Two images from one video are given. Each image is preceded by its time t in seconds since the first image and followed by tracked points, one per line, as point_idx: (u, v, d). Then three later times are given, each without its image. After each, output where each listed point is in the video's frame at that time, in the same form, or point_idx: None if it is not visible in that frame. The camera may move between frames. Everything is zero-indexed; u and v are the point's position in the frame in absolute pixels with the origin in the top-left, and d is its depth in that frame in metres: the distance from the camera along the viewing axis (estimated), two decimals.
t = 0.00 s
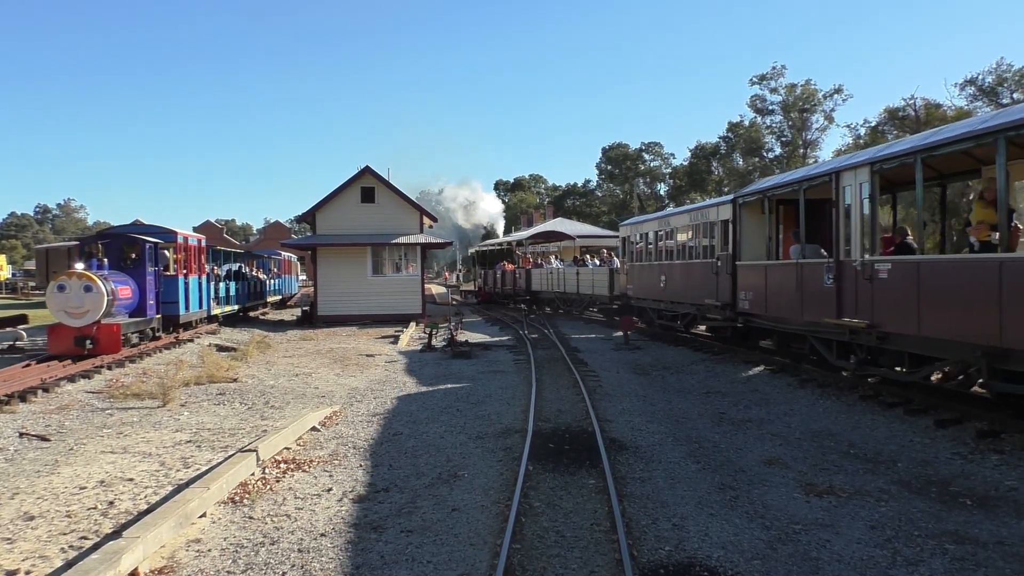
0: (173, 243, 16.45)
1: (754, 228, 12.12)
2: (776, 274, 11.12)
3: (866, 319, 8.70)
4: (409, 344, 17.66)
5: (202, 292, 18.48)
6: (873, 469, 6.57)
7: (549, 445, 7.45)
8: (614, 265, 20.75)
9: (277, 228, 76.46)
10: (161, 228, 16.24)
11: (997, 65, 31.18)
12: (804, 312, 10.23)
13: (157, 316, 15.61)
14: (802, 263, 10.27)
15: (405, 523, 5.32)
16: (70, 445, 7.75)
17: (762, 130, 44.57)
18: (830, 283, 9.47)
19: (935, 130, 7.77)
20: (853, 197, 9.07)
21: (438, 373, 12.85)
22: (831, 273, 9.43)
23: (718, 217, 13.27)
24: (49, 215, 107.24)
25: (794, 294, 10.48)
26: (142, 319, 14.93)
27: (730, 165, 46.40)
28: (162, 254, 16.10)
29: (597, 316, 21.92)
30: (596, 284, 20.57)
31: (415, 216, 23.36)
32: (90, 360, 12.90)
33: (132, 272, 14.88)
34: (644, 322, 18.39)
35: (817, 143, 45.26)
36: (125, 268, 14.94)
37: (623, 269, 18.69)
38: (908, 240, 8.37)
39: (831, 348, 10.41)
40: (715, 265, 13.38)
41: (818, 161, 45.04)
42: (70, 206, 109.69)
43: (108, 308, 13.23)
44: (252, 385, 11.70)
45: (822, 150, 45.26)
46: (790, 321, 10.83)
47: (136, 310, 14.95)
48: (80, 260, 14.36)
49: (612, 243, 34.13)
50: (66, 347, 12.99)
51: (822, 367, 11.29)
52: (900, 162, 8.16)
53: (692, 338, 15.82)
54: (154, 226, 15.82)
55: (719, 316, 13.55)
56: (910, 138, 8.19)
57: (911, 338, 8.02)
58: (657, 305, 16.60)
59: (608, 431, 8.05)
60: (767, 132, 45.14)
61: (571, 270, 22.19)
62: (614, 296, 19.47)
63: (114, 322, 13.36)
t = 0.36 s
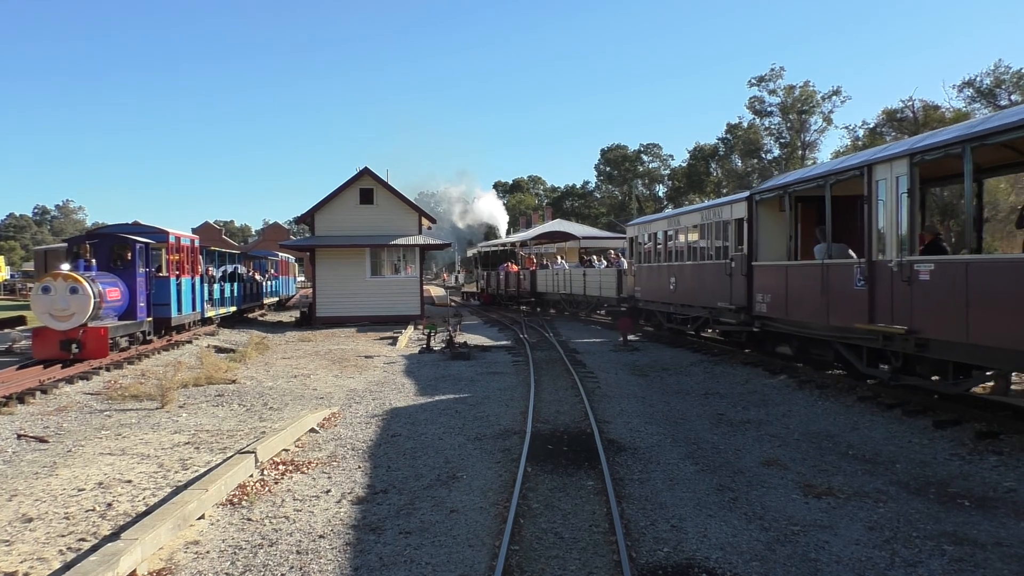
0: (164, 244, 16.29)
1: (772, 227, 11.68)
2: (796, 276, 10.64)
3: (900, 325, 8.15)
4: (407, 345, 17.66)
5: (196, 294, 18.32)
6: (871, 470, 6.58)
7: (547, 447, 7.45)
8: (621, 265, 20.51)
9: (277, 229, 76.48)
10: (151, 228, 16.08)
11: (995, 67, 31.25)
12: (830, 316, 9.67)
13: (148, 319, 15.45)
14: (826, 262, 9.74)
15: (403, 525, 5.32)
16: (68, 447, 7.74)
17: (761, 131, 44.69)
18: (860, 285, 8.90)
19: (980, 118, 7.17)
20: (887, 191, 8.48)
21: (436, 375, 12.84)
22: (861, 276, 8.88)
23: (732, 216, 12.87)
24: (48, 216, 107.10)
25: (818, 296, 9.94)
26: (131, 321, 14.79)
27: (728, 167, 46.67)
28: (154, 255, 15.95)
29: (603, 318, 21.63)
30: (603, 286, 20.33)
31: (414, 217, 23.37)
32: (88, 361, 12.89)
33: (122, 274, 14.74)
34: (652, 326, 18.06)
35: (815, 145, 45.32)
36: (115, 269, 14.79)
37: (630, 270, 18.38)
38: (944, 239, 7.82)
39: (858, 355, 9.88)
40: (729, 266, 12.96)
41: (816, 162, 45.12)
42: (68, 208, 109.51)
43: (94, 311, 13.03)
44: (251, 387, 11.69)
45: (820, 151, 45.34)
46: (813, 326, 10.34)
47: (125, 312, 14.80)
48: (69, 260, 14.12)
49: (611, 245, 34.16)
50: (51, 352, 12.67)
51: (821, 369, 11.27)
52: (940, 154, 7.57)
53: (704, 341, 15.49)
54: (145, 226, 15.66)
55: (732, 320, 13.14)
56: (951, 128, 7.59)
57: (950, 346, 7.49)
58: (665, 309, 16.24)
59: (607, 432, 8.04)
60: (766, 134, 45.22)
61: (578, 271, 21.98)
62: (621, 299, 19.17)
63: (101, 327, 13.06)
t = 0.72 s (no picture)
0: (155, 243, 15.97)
1: (792, 226, 11.14)
2: (821, 279, 10.06)
3: (945, 332, 7.52)
4: (406, 347, 17.65)
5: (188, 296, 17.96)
6: (870, 473, 6.58)
7: (547, 448, 7.45)
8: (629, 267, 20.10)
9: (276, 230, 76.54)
10: (141, 227, 15.74)
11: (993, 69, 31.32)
12: (861, 321, 9.06)
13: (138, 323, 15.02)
14: (857, 264, 9.13)
15: (402, 526, 5.32)
16: (66, 448, 7.71)
17: (759, 134, 44.84)
18: (897, 288, 8.29)
19: None
20: (928, 185, 7.83)
21: (435, 376, 12.83)
22: (898, 278, 8.25)
23: (747, 215, 12.35)
24: (47, 216, 107.15)
25: (847, 300, 9.34)
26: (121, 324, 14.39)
27: (727, 169, 46.74)
28: (145, 256, 15.65)
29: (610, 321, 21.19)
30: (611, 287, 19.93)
31: (413, 219, 23.36)
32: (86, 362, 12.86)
33: (110, 274, 14.40)
34: (663, 329, 17.59)
35: (814, 147, 45.36)
36: (104, 270, 14.46)
37: (639, 272, 17.95)
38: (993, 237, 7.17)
39: (891, 363, 9.28)
40: (744, 268, 12.45)
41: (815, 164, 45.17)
42: (66, 209, 109.09)
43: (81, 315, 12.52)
44: (249, 388, 11.66)
45: (819, 154, 45.37)
46: (840, 331, 9.74)
47: (114, 314, 14.42)
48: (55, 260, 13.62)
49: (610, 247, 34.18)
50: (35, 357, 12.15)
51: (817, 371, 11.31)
52: (992, 144, 6.92)
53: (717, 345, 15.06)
54: (137, 226, 15.37)
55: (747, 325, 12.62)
56: (1004, 115, 6.94)
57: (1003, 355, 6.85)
58: (676, 311, 15.77)
59: (605, 434, 8.04)
60: (764, 136, 45.28)
61: (586, 273, 21.65)
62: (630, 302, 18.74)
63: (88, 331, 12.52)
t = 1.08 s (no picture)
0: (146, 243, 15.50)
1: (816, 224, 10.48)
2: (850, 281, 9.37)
3: (1000, 340, 6.82)
4: (404, 349, 17.65)
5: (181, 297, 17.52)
6: (868, 475, 6.59)
7: (545, 450, 7.46)
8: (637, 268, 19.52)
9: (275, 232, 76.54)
10: (130, 226, 15.25)
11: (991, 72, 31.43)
12: (898, 326, 8.37)
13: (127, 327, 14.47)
14: (894, 264, 8.43)
15: (401, 527, 5.32)
16: (64, 449, 7.71)
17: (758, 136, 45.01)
18: (942, 291, 7.60)
19: None
20: (981, 178, 7.17)
21: (433, 378, 12.83)
22: (944, 281, 7.58)
23: (765, 213, 11.71)
24: (46, 216, 107.15)
25: (881, 304, 8.66)
26: (108, 327, 13.82)
27: (726, 171, 46.78)
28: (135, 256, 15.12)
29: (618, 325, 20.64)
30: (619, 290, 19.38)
31: (411, 221, 23.36)
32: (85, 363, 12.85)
33: (98, 276, 13.85)
34: (674, 332, 16.97)
35: (812, 149, 45.44)
36: (92, 272, 13.91)
37: (648, 273, 17.40)
38: None
39: (929, 371, 8.62)
40: (762, 269, 11.82)
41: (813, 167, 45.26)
42: (64, 210, 108.95)
43: (67, 317, 12.03)
44: (247, 389, 11.64)
45: (817, 156, 45.47)
46: (874, 338, 9.04)
47: (102, 317, 13.86)
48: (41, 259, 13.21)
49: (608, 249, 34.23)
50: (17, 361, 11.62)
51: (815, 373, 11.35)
52: None
53: (730, 350, 14.54)
54: (126, 225, 14.93)
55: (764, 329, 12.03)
56: None
57: None
58: (688, 315, 15.20)
59: (603, 436, 8.06)
60: (763, 138, 45.39)
61: (593, 274, 21.12)
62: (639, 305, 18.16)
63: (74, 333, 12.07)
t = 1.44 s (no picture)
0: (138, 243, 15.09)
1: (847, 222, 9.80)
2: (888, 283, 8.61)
3: None
4: (405, 350, 17.65)
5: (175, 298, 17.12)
6: (869, 476, 6.58)
7: (545, 451, 7.45)
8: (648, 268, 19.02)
9: (276, 233, 76.59)
10: (123, 224, 14.81)
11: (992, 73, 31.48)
12: (944, 333, 7.59)
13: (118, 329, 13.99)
14: (942, 264, 7.62)
15: (401, 528, 5.32)
16: (65, 449, 7.71)
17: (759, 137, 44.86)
18: (999, 294, 6.78)
19: None
20: None
21: (433, 379, 12.83)
22: (1000, 283, 6.77)
23: (786, 211, 11.19)
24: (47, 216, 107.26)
25: (923, 308, 7.91)
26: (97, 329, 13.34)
27: (727, 172, 46.70)
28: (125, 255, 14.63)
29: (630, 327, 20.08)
30: (629, 291, 18.86)
31: (412, 222, 23.38)
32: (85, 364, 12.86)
33: (88, 276, 13.38)
34: (688, 337, 16.45)
35: (813, 151, 45.50)
36: (81, 272, 13.45)
37: (659, 274, 16.92)
38: None
39: (978, 381, 7.84)
40: (783, 270, 11.26)
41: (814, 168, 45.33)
42: (65, 210, 108.99)
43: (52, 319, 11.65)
44: (247, 390, 11.65)
45: (817, 158, 45.53)
46: (916, 345, 8.25)
47: (92, 319, 13.40)
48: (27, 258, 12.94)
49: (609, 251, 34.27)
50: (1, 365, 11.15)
51: (815, 375, 11.35)
52: None
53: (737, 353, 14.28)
54: (116, 224, 14.52)
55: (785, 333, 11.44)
56: None
57: None
58: (702, 318, 14.71)
59: (604, 437, 8.05)
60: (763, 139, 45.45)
61: (602, 274, 20.59)
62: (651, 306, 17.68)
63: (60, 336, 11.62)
